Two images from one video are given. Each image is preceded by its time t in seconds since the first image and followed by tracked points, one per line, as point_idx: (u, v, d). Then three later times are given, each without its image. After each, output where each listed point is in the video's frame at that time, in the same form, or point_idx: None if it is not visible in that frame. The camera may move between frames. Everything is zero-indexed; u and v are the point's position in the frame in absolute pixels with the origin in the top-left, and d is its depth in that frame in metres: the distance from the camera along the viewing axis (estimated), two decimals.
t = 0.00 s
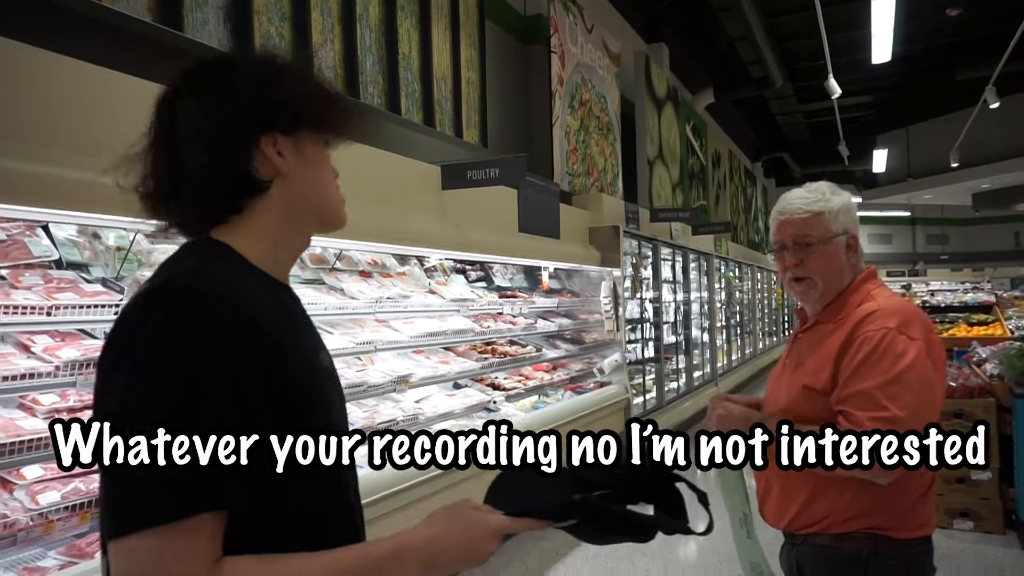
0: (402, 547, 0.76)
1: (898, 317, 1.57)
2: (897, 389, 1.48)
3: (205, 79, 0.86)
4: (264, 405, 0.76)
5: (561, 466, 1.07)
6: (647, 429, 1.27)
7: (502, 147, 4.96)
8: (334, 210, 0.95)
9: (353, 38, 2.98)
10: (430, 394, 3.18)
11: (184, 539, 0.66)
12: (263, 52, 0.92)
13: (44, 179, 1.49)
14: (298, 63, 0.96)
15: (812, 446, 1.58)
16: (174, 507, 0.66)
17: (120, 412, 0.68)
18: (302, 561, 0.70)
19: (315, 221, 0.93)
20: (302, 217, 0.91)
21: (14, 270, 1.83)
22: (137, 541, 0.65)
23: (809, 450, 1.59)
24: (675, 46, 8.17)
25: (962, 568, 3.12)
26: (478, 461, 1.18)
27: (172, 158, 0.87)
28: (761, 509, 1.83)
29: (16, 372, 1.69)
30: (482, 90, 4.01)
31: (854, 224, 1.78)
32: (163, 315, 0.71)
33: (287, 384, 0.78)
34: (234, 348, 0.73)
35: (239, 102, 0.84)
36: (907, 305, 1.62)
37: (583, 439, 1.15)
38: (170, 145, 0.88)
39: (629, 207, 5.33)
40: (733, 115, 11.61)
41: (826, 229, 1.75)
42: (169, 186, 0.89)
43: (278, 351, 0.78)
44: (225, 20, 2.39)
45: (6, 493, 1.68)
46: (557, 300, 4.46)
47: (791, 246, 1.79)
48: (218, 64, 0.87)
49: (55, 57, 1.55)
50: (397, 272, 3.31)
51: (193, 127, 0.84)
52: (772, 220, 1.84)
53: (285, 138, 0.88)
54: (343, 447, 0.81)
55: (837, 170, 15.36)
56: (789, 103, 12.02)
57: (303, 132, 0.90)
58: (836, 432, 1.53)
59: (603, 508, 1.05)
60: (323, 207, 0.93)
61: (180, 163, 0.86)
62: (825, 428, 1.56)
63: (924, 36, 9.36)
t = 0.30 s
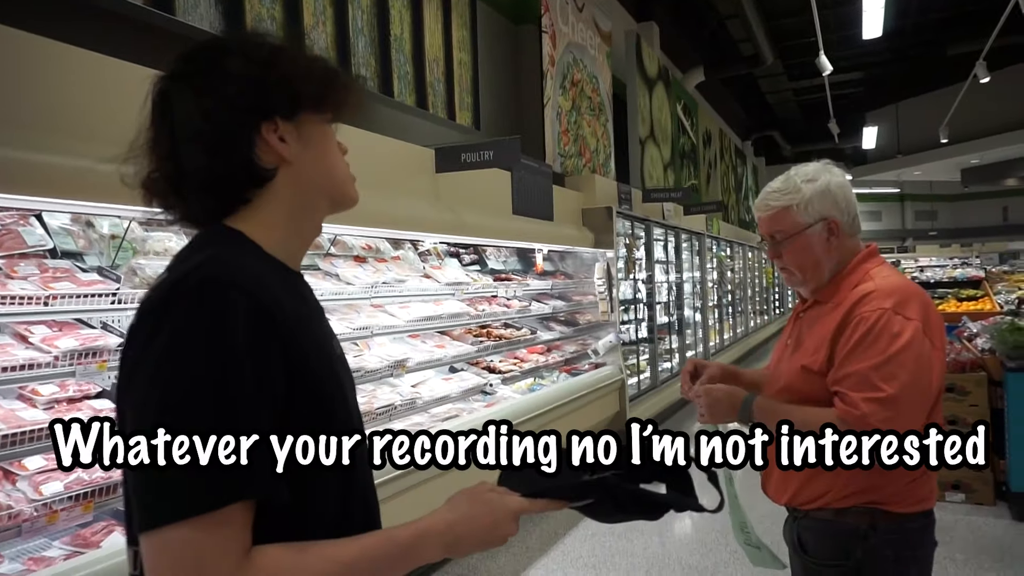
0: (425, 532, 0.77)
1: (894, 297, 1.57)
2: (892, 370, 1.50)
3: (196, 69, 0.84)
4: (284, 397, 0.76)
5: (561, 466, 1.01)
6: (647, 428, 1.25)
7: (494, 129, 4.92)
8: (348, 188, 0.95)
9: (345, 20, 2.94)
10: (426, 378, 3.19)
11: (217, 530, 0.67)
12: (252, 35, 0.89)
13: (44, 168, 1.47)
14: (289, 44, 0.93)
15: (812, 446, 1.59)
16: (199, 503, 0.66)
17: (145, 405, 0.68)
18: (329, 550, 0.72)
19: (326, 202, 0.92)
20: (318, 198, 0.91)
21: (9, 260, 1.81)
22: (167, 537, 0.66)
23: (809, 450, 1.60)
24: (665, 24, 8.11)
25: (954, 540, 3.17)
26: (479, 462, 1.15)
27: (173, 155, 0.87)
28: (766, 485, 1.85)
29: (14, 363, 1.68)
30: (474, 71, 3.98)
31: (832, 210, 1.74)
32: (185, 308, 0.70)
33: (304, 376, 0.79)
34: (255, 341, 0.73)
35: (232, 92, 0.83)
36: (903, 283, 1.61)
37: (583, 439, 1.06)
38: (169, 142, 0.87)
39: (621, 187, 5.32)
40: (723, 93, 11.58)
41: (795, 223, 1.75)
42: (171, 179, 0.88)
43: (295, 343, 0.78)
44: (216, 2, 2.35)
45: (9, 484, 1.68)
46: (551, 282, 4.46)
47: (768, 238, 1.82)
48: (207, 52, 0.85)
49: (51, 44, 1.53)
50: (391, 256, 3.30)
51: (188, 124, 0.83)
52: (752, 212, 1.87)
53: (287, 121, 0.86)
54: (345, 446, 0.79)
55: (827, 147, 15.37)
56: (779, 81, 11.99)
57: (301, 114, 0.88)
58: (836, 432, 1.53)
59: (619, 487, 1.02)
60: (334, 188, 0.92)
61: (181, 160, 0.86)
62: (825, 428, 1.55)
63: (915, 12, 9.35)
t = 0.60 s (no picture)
0: (427, 541, 0.76)
1: (878, 304, 1.58)
2: (879, 376, 1.51)
3: (189, 80, 0.85)
4: (281, 407, 0.75)
5: (561, 466, 1.05)
6: (647, 428, 1.25)
7: (476, 137, 4.92)
8: (338, 205, 0.90)
9: (327, 28, 2.93)
10: (410, 387, 3.16)
11: (217, 545, 0.66)
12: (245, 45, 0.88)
13: (30, 178, 1.45)
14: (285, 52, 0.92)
15: (812, 446, 1.58)
16: (198, 517, 0.65)
17: (141, 416, 0.67)
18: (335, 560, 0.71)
19: (318, 214, 0.88)
20: (299, 221, 0.87)
21: None
22: (165, 550, 0.64)
23: (809, 450, 1.59)
24: (643, 33, 8.19)
25: (934, 541, 3.20)
26: (478, 462, 1.16)
27: (166, 170, 0.87)
28: (754, 493, 1.86)
29: None
30: (456, 79, 3.97)
31: (815, 219, 1.76)
32: (183, 317, 0.69)
33: (300, 387, 0.78)
34: (253, 352, 0.72)
35: (225, 101, 0.82)
36: (888, 290, 1.63)
37: (584, 439, 1.13)
38: (164, 157, 0.88)
39: (602, 194, 5.34)
40: (700, 101, 11.70)
41: (778, 230, 1.78)
42: (166, 192, 0.88)
43: (291, 354, 0.77)
44: (196, 10, 2.33)
45: None
46: (533, 289, 4.46)
47: (753, 244, 1.86)
48: (199, 63, 0.85)
49: (32, 52, 1.50)
50: (373, 265, 3.27)
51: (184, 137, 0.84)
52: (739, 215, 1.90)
53: (258, 138, 0.84)
54: (345, 446, 0.78)
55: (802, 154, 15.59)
56: (755, 89, 12.15)
57: (279, 127, 0.85)
58: (836, 432, 1.51)
59: (621, 490, 1.02)
60: (320, 197, 0.87)
61: (175, 174, 0.86)
62: (824, 427, 1.54)
63: (886, 21, 9.54)
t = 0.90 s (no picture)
0: (428, 541, 0.77)
1: (882, 303, 1.61)
2: (879, 374, 1.52)
3: (189, 87, 0.85)
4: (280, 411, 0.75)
5: (561, 466, 1.05)
6: (647, 428, 1.26)
7: (468, 142, 4.94)
8: (333, 219, 0.92)
9: (320, 34, 2.94)
10: (404, 392, 3.16)
11: (219, 548, 0.66)
12: (257, 53, 0.89)
13: (23, 185, 1.44)
14: (291, 63, 0.93)
15: (812, 446, 1.59)
16: (199, 519, 0.65)
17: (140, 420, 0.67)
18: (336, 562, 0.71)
19: (317, 225, 0.90)
20: (294, 234, 0.88)
21: None
22: (166, 554, 0.64)
23: (809, 450, 1.60)
24: (634, 37, 8.23)
25: (928, 541, 3.22)
26: (478, 462, 1.15)
27: (164, 172, 0.86)
28: (752, 497, 1.88)
29: None
30: (448, 84, 3.99)
31: (849, 211, 1.87)
32: (182, 322, 0.70)
33: (300, 390, 0.78)
34: (253, 355, 0.72)
35: (231, 109, 0.82)
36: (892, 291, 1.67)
37: (584, 438, 1.12)
38: (161, 162, 0.87)
39: (595, 199, 5.36)
40: (691, 105, 11.77)
41: (823, 203, 1.86)
42: (163, 195, 0.88)
43: (291, 357, 0.77)
44: (189, 17, 2.33)
45: None
46: (526, 294, 4.48)
47: (785, 212, 1.90)
48: (199, 71, 0.85)
49: (28, 60, 1.51)
50: (366, 270, 3.28)
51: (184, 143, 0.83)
52: (773, 186, 1.96)
53: (266, 148, 0.84)
54: (345, 446, 0.78)
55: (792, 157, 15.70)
56: (744, 92, 12.23)
57: (285, 140, 0.85)
58: (836, 432, 1.53)
59: (622, 483, 1.05)
60: (317, 211, 0.88)
61: (173, 177, 0.85)
62: (825, 427, 1.56)
63: (874, 25, 9.63)
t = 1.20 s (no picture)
0: (415, 537, 0.76)
1: (868, 304, 1.64)
2: (866, 374, 1.55)
3: (169, 84, 0.84)
4: (268, 405, 0.75)
5: (561, 466, 1.03)
6: (647, 428, 1.27)
7: (449, 139, 4.93)
8: (316, 218, 0.91)
9: (300, 31, 2.91)
10: (386, 391, 3.15)
11: (213, 542, 0.66)
12: (238, 50, 0.88)
13: (9, 186, 1.43)
14: (272, 60, 0.92)
15: (812, 446, 1.58)
16: (195, 516, 0.65)
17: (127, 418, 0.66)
18: (328, 557, 0.71)
19: (301, 222, 0.89)
20: (276, 232, 0.88)
21: None
22: (155, 550, 0.64)
23: (809, 450, 1.60)
24: (614, 37, 8.26)
25: (903, 534, 3.28)
26: (478, 462, 1.10)
27: (145, 168, 0.85)
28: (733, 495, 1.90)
29: None
30: (429, 83, 3.98)
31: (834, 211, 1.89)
32: (168, 320, 0.69)
33: (288, 385, 0.78)
34: (241, 352, 0.72)
35: (219, 106, 0.81)
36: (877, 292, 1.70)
37: (584, 437, 1.09)
38: (140, 158, 0.86)
39: (576, 197, 5.38)
40: (670, 105, 11.84)
41: (811, 203, 1.87)
42: (141, 191, 0.87)
43: (279, 353, 0.77)
44: (166, 12, 2.30)
45: None
46: (507, 292, 4.48)
47: (774, 210, 1.91)
48: (179, 67, 0.84)
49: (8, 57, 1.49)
50: (347, 268, 3.26)
51: (165, 139, 0.82)
52: (761, 182, 1.96)
53: (248, 145, 0.83)
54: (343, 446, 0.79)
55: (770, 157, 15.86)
56: (723, 92, 12.33)
57: (268, 138, 0.84)
58: (836, 432, 1.53)
59: (604, 476, 1.06)
60: (301, 211, 0.88)
61: (152, 174, 0.84)
62: (825, 427, 1.55)
63: (848, 26, 9.76)
